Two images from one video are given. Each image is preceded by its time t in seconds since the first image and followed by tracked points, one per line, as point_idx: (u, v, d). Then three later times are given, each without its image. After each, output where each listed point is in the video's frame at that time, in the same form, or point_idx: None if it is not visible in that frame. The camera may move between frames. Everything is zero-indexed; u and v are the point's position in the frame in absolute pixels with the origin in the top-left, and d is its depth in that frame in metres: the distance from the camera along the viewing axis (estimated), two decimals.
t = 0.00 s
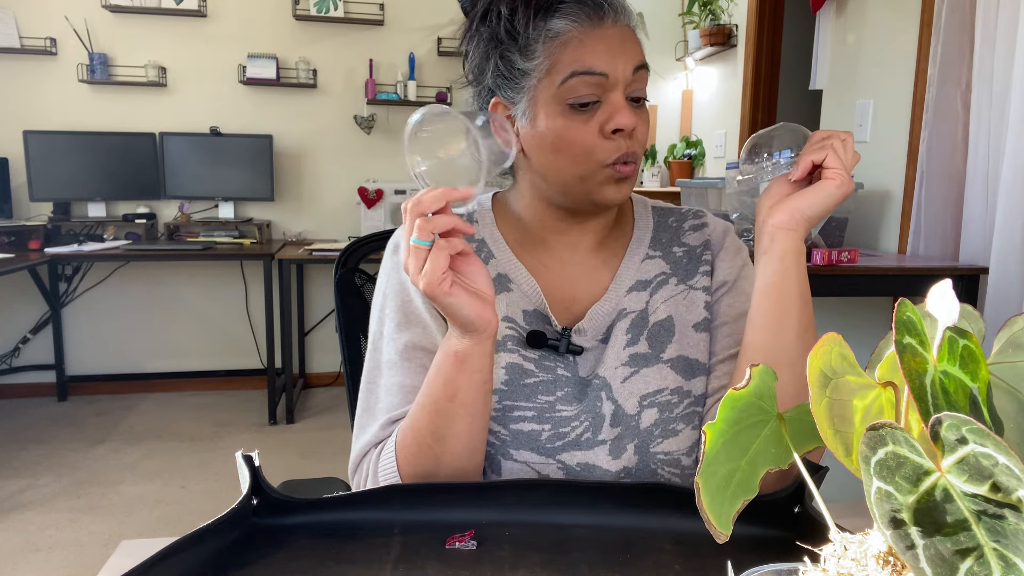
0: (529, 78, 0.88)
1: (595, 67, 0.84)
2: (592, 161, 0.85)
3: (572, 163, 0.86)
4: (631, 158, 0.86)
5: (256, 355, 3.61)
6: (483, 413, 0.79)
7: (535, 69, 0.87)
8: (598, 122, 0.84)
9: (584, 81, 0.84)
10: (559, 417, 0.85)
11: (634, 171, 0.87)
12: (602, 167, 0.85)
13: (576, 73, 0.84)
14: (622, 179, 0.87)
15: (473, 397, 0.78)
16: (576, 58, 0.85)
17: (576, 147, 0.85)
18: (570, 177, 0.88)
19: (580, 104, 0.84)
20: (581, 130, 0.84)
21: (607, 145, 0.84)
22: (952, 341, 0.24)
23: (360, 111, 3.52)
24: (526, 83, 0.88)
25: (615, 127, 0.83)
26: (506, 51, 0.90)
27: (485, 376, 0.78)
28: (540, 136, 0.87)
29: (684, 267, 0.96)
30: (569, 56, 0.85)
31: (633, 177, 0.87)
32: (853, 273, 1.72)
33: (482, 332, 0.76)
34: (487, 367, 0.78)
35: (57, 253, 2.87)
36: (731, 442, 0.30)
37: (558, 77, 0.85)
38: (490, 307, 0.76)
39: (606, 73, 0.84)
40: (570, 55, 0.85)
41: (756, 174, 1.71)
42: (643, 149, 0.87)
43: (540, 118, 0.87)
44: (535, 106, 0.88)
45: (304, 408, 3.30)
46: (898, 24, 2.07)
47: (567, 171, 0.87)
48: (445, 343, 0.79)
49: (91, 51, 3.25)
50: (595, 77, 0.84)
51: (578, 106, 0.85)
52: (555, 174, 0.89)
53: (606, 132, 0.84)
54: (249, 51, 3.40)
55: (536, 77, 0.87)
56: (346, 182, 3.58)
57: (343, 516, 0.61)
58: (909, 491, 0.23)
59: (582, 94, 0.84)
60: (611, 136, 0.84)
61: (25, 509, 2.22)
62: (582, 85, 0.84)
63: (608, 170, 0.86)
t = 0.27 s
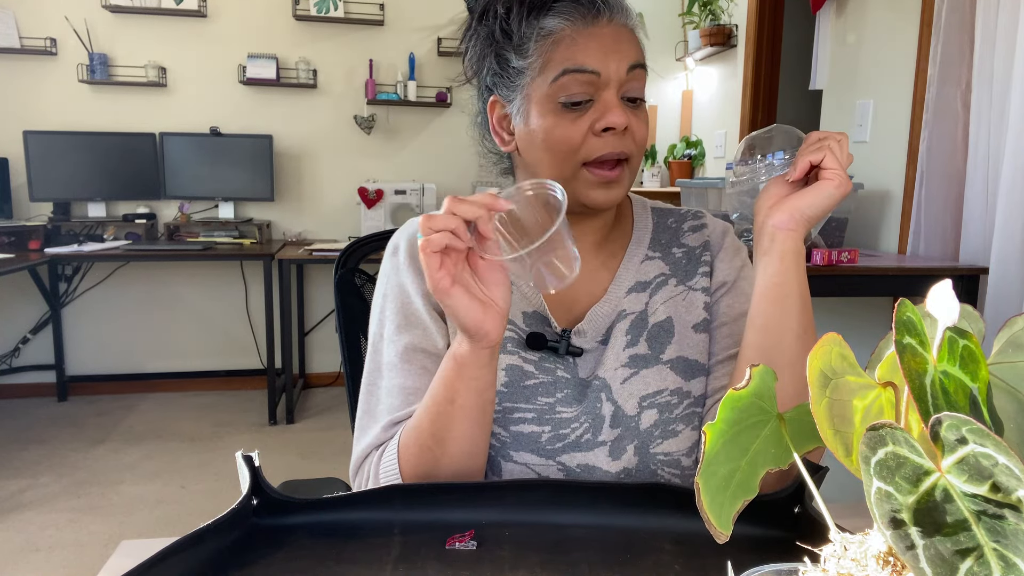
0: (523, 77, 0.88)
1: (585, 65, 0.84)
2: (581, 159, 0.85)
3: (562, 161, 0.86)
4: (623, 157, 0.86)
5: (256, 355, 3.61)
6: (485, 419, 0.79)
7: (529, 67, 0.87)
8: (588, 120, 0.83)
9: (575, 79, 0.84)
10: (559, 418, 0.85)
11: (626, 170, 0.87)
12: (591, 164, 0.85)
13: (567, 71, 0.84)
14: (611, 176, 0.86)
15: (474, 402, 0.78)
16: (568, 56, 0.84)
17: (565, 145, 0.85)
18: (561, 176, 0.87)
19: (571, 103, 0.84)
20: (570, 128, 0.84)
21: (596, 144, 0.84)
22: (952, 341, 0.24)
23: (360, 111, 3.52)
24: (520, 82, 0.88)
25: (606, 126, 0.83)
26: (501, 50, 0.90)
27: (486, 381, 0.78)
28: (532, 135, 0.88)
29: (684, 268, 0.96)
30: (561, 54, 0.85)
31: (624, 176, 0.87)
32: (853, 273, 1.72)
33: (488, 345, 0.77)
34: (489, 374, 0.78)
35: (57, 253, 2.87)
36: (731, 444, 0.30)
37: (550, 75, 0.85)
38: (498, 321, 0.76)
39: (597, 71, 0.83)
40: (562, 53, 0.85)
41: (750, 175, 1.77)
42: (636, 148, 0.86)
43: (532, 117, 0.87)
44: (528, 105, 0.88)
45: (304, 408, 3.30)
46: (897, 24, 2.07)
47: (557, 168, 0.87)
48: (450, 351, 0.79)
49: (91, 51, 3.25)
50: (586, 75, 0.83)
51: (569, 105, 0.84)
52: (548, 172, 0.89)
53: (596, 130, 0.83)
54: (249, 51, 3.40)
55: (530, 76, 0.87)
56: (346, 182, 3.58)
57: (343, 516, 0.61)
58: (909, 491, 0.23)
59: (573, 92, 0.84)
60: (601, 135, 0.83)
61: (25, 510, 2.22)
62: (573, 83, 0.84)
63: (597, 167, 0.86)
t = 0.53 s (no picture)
0: (518, 77, 0.88)
1: (579, 65, 0.84)
2: (576, 158, 0.85)
3: (557, 162, 0.86)
4: (618, 157, 0.85)
5: (256, 355, 3.61)
6: (485, 421, 0.79)
7: (524, 68, 0.87)
8: (583, 120, 0.83)
9: (569, 79, 0.84)
10: (559, 418, 0.85)
11: (623, 170, 0.86)
12: (586, 162, 0.85)
13: (560, 72, 0.84)
14: (608, 174, 0.85)
15: (475, 403, 0.78)
16: (562, 56, 0.85)
17: (560, 144, 0.85)
18: (557, 177, 0.87)
19: (565, 103, 0.84)
20: (565, 128, 0.84)
21: (591, 144, 0.83)
22: (952, 341, 0.24)
23: (360, 111, 3.51)
24: (515, 83, 0.89)
25: (600, 126, 0.83)
26: (496, 50, 0.91)
27: (486, 381, 0.78)
28: (528, 136, 0.88)
29: (684, 268, 0.96)
30: (555, 54, 0.85)
31: (620, 174, 0.86)
32: (852, 273, 1.72)
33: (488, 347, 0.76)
34: (490, 374, 0.78)
35: (57, 253, 2.87)
36: (731, 443, 0.30)
37: (543, 75, 0.86)
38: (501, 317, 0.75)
39: (590, 71, 0.83)
40: (555, 54, 0.85)
41: (749, 175, 1.79)
42: (633, 148, 0.86)
43: (527, 117, 0.88)
44: (524, 105, 0.88)
45: (304, 408, 3.30)
46: (897, 24, 2.07)
47: (551, 168, 0.87)
48: (452, 351, 0.78)
49: (91, 51, 3.25)
50: (580, 75, 0.84)
51: (563, 105, 0.84)
52: (543, 172, 0.88)
53: (590, 130, 0.83)
54: (250, 51, 3.40)
55: (525, 76, 0.87)
56: (347, 182, 3.59)
57: (343, 516, 0.61)
58: (909, 491, 0.23)
59: (567, 93, 0.84)
60: (595, 135, 0.83)
61: (24, 510, 2.22)
62: (566, 83, 0.84)
63: (592, 165, 0.85)
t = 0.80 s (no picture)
0: (517, 76, 0.88)
1: (577, 64, 0.84)
2: (574, 157, 0.85)
3: (555, 161, 0.86)
4: (617, 157, 0.85)
5: (256, 355, 3.61)
6: (484, 422, 0.79)
7: (522, 66, 0.88)
8: (580, 119, 0.83)
9: (567, 78, 0.84)
10: (559, 418, 0.86)
11: (622, 170, 0.86)
12: (584, 161, 0.85)
13: (558, 70, 0.84)
14: (605, 174, 0.85)
15: (474, 404, 0.78)
16: (561, 55, 0.85)
17: (557, 143, 0.85)
18: (555, 176, 0.87)
19: (563, 102, 0.84)
20: (563, 127, 0.84)
21: (589, 143, 0.83)
22: (952, 341, 0.24)
23: (360, 111, 3.51)
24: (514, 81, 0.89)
25: (598, 125, 0.82)
26: (495, 50, 0.91)
27: (485, 385, 0.77)
28: (526, 134, 0.88)
29: (684, 268, 0.96)
30: (553, 53, 0.85)
31: (618, 174, 0.86)
32: (852, 273, 1.72)
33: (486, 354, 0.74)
34: (489, 378, 0.77)
35: (57, 253, 2.87)
36: (731, 444, 0.30)
37: (541, 74, 0.86)
38: (512, 332, 0.72)
39: (588, 70, 0.83)
40: (553, 53, 0.85)
41: (749, 175, 1.81)
42: (631, 147, 0.85)
43: (526, 116, 0.88)
44: (522, 104, 0.88)
45: (304, 408, 3.30)
46: (897, 24, 2.07)
47: (549, 167, 0.87)
48: (451, 351, 0.78)
49: (91, 51, 3.25)
50: (577, 74, 0.84)
51: (561, 103, 0.84)
52: (541, 172, 0.88)
53: (588, 129, 0.83)
54: (250, 51, 3.40)
55: (524, 75, 0.87)
56: (347, 182, 3.58)
57: (343, 516, 0.61)
58: (909, 491, 0.23)
59: (565, 91, 0.84)
60: (592, 134, 0.83)
61: (24, 510, 2.22)
62: (565, 82, 0.84)
63: (590, 164, 0.85)
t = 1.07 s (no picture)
0: (513, 76, 0.88)
1: (571, 64, 0.84)
2: (567, 157, 0.85)
3: (549, 161, 0.86)
4: (611, 156, 0.85)
5: (256, 355, 3.61)
6: (484, 423, 0.79)
7: (518, 66, 0.88)
8: (574, 118, 0.83)
9: (561, 78, 0.84)
10: (559, 419, 0.86)
11: (616, 168, 0.86)
12: (577, 161, 0.85)
13: (552, 70, 0.84)
14: (598, 174, 0.85)
15: (475, 405, 0.78)
16: (556, 55, 0.85)
17: (550, 143, 0.85)
18: (549, 176, 0.87)
19: (557, 101, 0.84)
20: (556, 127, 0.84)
21: (583, 142, 0.83)
22: (951, 341, 0.24)
23: (360, 111, 3.51)
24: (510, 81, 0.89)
25: (591, 124, 0.82)
26: (492, 49, 0.91)
27: (486, 388, 0.78)
28: (521, 134, 0.88)
29: (684, 268, 0.96)
30: (548, 52, 0.85)
31: (611, 174, 0.86)
32: (853, 273, 1.72)
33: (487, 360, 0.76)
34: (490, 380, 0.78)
35: (57, 253, 2.87)
36: (731, 444, 0.30)
37: (537, 73, 0.86)
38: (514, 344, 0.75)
39: (582, 69, 0.83)
40: (548, 52, 0.85)
41: (749, 175, 1.81)
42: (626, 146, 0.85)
43: (521, 116, 0.88)
44: (518, 104, 0.88)
45: (304, 408, 3.30)
46: (897, 24, 2.07)
47: (543, 168, 0.87)
48: (453, 354, 0.79)
49: (91, 51, 3.25)
50: (572, 73, 0.84)
51: (555, 103, 0.84)
52: (535, 171, 0.88)
53: (582, 128, 0.83)
54: (250, 51, 3.40)
55: (519, 75, 0.88)
56: (347, 182, 3.58)
57: (343, 517, 0.61)
58: (909, 491, 0.23)
59: (559, 91, 0.84)
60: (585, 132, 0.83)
61: (25, 510, 2.22)
62: (558, 82, 0.84)
63: (583, 164, 0.85)
